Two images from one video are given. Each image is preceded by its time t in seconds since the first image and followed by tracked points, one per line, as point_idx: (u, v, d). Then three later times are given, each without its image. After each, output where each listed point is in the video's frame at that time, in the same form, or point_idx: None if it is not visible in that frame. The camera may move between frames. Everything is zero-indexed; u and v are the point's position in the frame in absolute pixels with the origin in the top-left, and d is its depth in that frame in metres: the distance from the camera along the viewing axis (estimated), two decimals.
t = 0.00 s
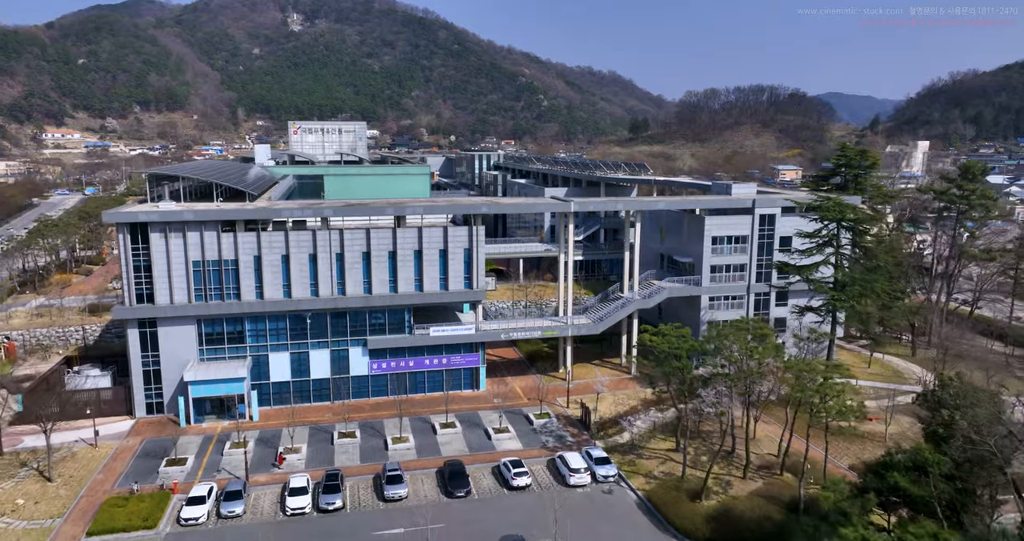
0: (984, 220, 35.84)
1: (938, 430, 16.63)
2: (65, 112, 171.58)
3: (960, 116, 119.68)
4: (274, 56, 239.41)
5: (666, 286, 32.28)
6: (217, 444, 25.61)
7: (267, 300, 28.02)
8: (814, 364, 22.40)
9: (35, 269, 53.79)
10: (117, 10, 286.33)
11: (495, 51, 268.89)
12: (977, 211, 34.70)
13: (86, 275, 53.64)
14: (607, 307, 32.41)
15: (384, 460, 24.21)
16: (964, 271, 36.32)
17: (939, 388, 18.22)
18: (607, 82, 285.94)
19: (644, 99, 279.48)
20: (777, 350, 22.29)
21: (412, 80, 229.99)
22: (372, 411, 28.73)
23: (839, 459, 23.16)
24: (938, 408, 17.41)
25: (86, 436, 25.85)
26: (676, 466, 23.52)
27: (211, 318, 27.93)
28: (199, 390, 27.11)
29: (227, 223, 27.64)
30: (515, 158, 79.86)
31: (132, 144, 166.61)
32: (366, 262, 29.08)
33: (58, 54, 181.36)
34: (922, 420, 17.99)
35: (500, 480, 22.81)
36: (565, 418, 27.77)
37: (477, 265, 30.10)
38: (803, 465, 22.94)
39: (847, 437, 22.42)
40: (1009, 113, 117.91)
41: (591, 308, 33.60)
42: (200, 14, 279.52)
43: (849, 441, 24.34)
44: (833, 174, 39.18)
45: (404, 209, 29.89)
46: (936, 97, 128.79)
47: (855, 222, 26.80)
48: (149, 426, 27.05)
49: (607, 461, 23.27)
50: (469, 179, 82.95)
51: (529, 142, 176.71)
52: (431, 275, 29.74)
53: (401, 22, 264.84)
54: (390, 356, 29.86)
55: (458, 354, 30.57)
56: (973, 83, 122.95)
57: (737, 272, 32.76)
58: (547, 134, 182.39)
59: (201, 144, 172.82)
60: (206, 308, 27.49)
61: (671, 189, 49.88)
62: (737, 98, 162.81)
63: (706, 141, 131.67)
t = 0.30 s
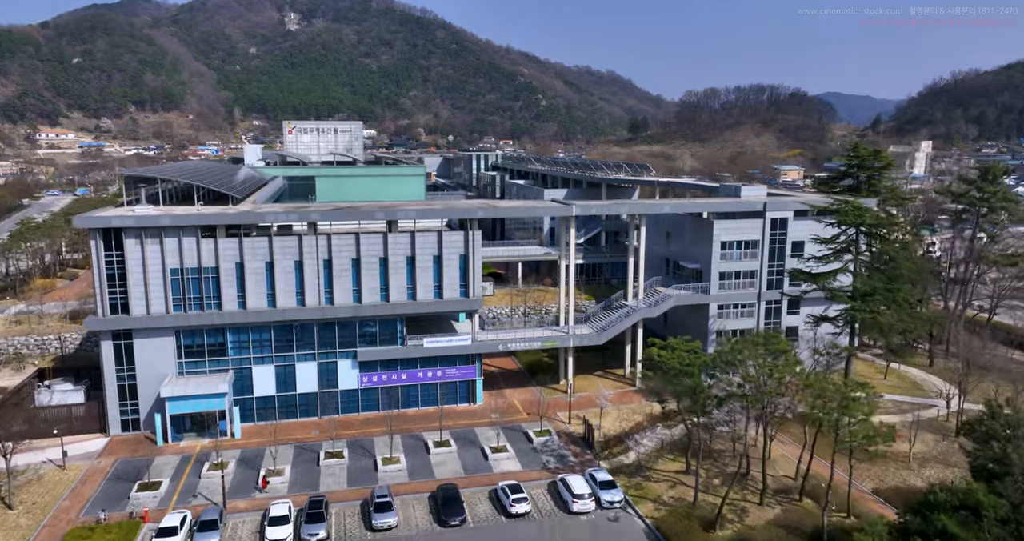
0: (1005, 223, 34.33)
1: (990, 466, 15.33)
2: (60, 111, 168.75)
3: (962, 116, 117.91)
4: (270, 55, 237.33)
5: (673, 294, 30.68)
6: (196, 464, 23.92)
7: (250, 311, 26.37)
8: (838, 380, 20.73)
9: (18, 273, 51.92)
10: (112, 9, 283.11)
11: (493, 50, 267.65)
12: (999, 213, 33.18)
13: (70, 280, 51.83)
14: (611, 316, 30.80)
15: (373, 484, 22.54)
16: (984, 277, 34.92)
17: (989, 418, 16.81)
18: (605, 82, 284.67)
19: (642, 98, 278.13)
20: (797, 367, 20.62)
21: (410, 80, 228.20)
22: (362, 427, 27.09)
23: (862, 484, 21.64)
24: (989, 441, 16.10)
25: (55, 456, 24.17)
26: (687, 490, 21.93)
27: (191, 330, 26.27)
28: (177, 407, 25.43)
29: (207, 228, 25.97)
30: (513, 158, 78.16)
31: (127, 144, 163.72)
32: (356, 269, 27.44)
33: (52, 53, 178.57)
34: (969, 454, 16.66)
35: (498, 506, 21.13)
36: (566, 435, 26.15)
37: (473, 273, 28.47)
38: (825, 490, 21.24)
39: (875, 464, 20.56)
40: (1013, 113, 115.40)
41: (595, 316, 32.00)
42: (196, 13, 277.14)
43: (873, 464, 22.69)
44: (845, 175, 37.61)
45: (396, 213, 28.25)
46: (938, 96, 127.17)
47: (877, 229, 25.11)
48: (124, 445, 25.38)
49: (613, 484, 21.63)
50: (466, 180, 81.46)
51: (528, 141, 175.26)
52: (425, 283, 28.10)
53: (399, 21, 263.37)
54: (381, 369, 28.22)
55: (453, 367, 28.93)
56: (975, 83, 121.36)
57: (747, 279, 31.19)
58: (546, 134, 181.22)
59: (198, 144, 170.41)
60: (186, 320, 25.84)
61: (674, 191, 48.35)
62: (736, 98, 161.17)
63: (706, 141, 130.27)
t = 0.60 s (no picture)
0: None
1: None
2: (54, 111, 166.17)
3: (964, 116, 115.70)
4: (267, 54, 235.37)
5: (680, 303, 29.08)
6: (170, 489, 22.26)
7: (230, 322, 24.73)
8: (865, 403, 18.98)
9: None
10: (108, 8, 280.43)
11: (491, 50, 266.09)
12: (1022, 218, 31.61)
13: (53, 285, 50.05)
14: (614, 325, 29.15)
15: (360, 511, 20.89)
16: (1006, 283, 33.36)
17: None
18: (604, 82, 283.16)
19: (641, 98, 276.58)
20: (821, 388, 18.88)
21: (408, 80, 226.25)
22: (350, 445, 25.46)
23: (889, 513, 19.94)
24: None
25: (19, 480, 22.50)
26: (700, 518, 20.31)
27: (168, 342, 24.64)
28: (152, 425, 23.75)
29: (184, 234, 24.28)
30: (511, 159, 76.45)
31: (121, 144, 160.94)
32: (344, 278, 25.82)
33: (47, 52, 176.00)
34: None
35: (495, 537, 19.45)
36: (568, 455, 24.53)
37: (468, 281, 26.82)
38: (850, 520, 19.54)
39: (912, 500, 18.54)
40: (1016, 113, 110.74)
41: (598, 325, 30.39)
42: (193, 12, 275.07)
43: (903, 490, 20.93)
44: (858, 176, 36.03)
45: (387, 218, 26.60)
46: (941, 96, 125.22)
47: (902, 235, 23.31)
48: (95, 466, 23.72)
49: (620, 512, 19.97)
50: (464, 181, 79.87)
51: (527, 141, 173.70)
52: (418, 293, 26.46)
53: (397, 20, 261.76)
54: (371, 383, 26.59)
55: (447, 381, 27.31)
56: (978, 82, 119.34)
57: (758, 287, 29.58)
58: (544, 134, 179.70)
59: (193, 144, 168.10)
60: (161, 333, 24.18)
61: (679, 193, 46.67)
62: (737, 98, 159.58)
63: (706, 141, 128.68)
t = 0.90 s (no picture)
0: None
1: None
2: (48, 110, 162.80)
3: (967, 116, 114.16)
4: (264, 54, 233.16)
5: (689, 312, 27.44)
6: (139, 517, 20.54)
7: (207, 335, 23.05)
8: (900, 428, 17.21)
9: None
10: (103, 7, 277.29)
11: (489, 50, 264.87)
12: None
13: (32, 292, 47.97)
14: (619, 335, 27.51)
15: None
16: None
17: None
18: (603, 81, 282.27)
19: (640, 98, 275.54)
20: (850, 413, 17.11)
21: (406, 79, 224.40)
22: (336, 467, 23.78)
23: None
24: None
25: None
26: None
27: (141, 357, 22.98)
28: (123, 447, 22.00)
29: (158, 240, 22.54)
30: (509, 159, 74.81)
31: (116, 144, 157.82)
32: (331, 287, 24.18)
33: (40, 51, 172.77)
34: None
35: None
36: (570, 477, 22.88)
37: (464, 291, 25.18)
38: None
39: (954, 538, 16.80)
40: (1019, 113, 110.25)
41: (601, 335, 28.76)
42: (189, 12, 272.51)
43: (936, 519, 19.26)
44: (872, 179, 34.54)
45: (377, 223, 24.96)
46: (943, 95, 123.69)
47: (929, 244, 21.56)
48: (61, 492, 22.05)
49: None
50: (461, 182, 78.30)
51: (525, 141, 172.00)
52: (410, 302, 24.80)
53: (395, 20, 260.09)
54: (360, 399, 24.94)
55: (442, 396, 25.66)
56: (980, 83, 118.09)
57: (771, 295, 28.00)
58: (543, 134, 178.20)
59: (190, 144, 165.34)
60: (133, 347, 22.48)
61: (684, 195, 45.05)
62: (737, 97, 158.33)
63: (706, 141, 127.24)
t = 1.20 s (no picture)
0: None
1: None
2: (43, 110, 159.61)
3: (970, 115, 111.86)
4: (261, 53, 231.14)
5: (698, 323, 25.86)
6: None
7: (182, 351, 21.41)
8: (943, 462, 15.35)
9: None
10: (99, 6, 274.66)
11: (487, 49, 263.62)
12: None
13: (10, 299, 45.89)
14: (624, 348, 25.88)
15: None
16: None
17: None
18: (601, 81, 281.03)
19: (638, 98, 274.27)
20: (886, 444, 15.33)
21: (403, 79, 222.79)
22: (321, 492, 22.11)
23: None
24: None
25: None
26: None
27: (110, 374, 21.31)
28: (88, 472, 20.29)
29: (128, 247, 20.87)
30: (508, 159, 73.14)
31: (111, 144, 154.86)
32: (316, 298, 22.54)
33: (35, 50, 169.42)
34: None
35: None
36: (573, 504, 21.22)
37: (458, 301, 23.55)
38: None
39: None
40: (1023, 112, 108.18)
41: (604, 346, 27.06)
42: (185, 10, 269.77)
43: None
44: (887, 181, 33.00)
45: (367, 230, 23.36)
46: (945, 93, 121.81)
47: (963, 252, 19.87)
48: (23, 520, 20.39)
49: None
50: (458, 182, 76.81)
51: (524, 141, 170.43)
52: (401, 314, 23.16)
53: (392, 19, 258.38)
54: (348, 417, 23.30)
55: (435, 413, 24.03)
56: (982, 82, 116.38)
57: (785, 305, 26.39)
58: (542, 134, 176.76)
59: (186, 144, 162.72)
60: (100, 363, 20.79)
61: (688, 197, 43.46)
62: (737, 96, 157.15)
63: (706, 141, 125.78)
